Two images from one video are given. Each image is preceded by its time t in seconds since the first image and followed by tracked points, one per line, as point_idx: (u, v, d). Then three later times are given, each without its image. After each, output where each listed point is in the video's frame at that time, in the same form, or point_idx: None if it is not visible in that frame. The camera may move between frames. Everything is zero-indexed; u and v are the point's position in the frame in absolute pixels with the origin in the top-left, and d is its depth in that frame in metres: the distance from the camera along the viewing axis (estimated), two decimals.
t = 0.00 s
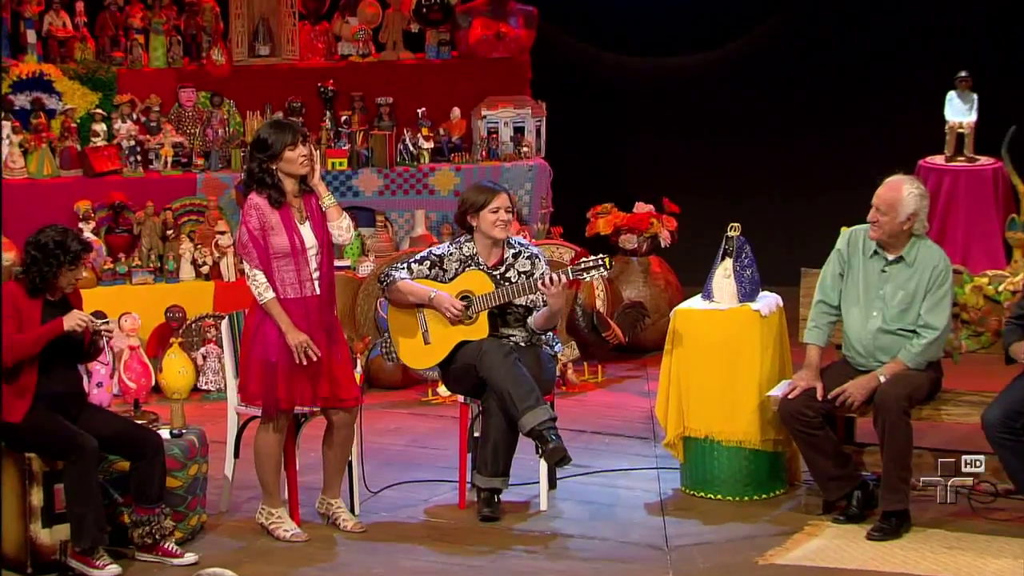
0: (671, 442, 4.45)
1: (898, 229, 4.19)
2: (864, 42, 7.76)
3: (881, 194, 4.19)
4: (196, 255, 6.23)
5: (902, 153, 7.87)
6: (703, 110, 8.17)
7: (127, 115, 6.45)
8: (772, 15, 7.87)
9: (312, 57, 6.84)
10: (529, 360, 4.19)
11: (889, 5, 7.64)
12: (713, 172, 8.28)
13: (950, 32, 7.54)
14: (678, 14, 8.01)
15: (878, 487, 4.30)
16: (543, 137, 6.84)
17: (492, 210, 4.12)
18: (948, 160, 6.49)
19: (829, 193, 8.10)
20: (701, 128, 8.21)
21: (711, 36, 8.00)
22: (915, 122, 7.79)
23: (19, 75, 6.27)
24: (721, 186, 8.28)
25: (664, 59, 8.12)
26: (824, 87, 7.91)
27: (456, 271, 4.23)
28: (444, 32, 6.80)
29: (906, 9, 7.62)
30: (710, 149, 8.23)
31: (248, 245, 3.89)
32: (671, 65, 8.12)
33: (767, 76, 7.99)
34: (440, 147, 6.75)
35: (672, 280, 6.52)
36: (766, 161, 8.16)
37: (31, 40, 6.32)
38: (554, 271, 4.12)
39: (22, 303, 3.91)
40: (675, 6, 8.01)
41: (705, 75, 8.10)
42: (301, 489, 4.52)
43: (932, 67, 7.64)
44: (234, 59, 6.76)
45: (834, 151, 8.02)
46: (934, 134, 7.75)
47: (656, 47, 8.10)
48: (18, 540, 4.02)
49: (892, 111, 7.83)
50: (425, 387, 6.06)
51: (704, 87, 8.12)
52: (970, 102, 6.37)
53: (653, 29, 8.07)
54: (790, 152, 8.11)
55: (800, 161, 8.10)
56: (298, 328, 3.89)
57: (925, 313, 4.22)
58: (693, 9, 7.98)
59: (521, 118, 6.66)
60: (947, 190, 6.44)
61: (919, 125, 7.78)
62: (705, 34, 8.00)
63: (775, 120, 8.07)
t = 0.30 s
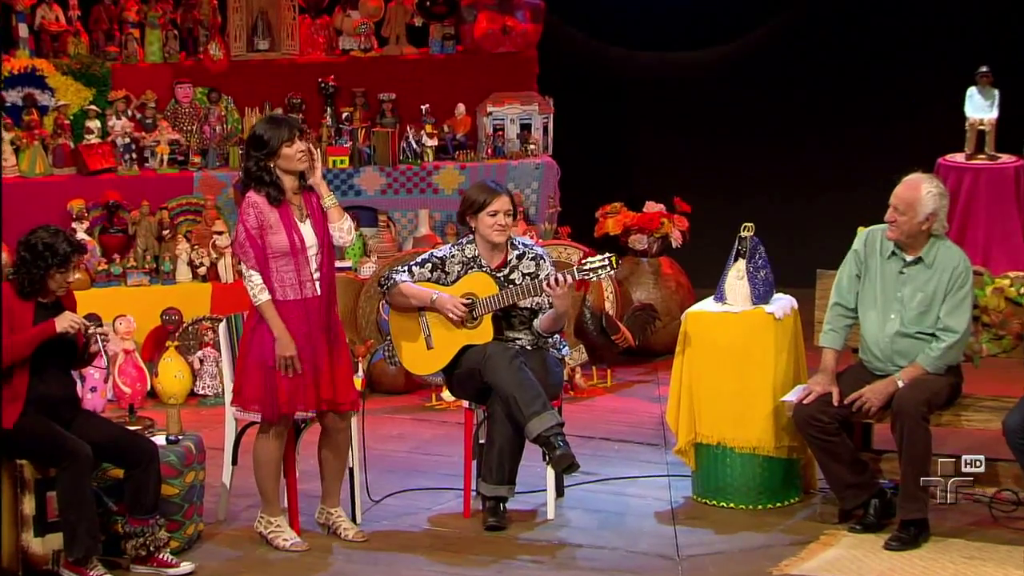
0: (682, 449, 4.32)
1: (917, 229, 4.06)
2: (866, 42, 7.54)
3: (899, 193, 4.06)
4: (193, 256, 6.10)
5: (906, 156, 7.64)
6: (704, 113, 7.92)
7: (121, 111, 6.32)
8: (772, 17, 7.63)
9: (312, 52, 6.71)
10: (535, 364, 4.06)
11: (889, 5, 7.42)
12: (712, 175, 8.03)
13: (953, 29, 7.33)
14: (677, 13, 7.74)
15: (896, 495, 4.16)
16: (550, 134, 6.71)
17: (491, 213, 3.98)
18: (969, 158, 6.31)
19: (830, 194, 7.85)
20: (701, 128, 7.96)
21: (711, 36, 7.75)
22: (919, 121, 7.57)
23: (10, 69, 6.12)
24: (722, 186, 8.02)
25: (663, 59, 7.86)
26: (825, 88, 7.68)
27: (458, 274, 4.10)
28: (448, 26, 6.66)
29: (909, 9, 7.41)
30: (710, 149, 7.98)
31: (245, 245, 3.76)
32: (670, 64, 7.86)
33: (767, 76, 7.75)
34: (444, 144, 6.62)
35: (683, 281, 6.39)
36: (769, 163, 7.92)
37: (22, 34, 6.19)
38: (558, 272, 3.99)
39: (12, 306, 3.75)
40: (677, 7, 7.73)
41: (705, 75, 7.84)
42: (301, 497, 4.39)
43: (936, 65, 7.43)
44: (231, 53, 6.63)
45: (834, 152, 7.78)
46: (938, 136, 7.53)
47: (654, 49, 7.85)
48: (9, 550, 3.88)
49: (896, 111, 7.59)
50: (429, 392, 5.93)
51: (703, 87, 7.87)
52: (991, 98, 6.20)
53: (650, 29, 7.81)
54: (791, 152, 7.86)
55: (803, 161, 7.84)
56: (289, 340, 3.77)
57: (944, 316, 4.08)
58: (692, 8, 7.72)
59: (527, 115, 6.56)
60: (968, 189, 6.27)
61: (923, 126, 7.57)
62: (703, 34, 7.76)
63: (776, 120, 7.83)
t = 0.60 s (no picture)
0: (695, 456, 4.20)
1: (936, 229, 3.93)
2: (869, 39, 7.39)
3: (917, 193, 3.94)
4: (189, 256, 5.98)
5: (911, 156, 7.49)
6: (702, 113, 7.76)
7: (116, 108, 6.21)
8: (771, 16, 7.46)
9: (313, 47, 6.59)
10: (542, 369, 3.94)
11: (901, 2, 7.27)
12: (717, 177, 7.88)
13: (958, 26, 7.19)
14: (683, 10, 7.57)
15: (915, 503, 4.03)
16: (559, 132, 6.59)
17: (498, 214, 3.86)
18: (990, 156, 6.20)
19: (842, 194, 7.70)
20: (707, 126, 7.79)
21: (712, 34, 7.58)
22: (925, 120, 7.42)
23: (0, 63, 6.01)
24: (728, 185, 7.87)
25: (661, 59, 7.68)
26: (825, 84, 7.53)
27: (464, 276, 3.98)
28: (453, 20, 6.56)
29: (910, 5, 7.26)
30: (708, 150, 7.83)
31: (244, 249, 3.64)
32: (675, 62, 7.67)
33: (765, 77, 7.59)
34: (448, 142, 6.50)
35: (695, 283, 6.27)
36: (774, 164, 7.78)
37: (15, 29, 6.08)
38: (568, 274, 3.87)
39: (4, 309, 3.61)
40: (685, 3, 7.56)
41: (712, 73, 7.67)
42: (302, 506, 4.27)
43: (940, 61, 7.29)
44: (229, 48, 6.52)
45: (842, 151, 7.62)
46: (944, 134, 7.38)
47: (651, 48, 7.67)
48: None
49: (901, 109, 7.45)
50: (433, 397, 5.80)
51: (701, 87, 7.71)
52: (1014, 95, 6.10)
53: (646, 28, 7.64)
54: (800, 152, 7.70)
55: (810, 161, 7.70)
56: (283, 352, 3.65)
57: (965, 319, 3.95)
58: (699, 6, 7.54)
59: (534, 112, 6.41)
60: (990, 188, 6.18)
61: (929, 124, 7.41)
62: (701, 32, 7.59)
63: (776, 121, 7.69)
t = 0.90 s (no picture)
0: (708, 463, 4.07)
1: (956, 229, 3.80)
2: (875, 38, 7.26)
3: (938, 191, 3.80)
4: (185, 257, 5.87)
5: (921, 156, 7.35)
6: (703, 111, 7.55)
7: (110, 104, 6.11)
8: (774, 16, 7.31)
9: (313, 41, 6.48)
10: (549, 375, 3.81)
11: None
12: (720, 177, 7.65)
13: (972, 23, 7.08)
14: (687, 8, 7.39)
15: (935, 512, 3.90)
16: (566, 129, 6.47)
17: (510, 215, 3.75)
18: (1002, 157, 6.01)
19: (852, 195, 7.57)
20: (713, 127, 7.58)
21: (718, 33, 7.40)
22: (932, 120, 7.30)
23: None
24: (732, 186, 7.66)
25: (657, 59, 7.48)
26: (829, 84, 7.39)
27: (473, 276, 3.87)
28: (458, 15, 6.43)
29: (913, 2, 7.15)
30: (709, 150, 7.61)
31: (238, 246, 3.53)
32: (681, 60, 7.46)
33: (769, 76, 7.43)
34: (452, 140, 6.39)
35: (707, 286, 6.15)
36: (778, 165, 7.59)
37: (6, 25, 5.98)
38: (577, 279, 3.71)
39: None
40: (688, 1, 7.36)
41: (716, 76, 7.47)
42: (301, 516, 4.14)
43: (948, 59, 7.18)
44: (227, 43, 6.42)
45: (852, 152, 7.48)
46: (957, 134, 7.25)
47: (651, 48, 7.48)
48: None
49: (911, 108, 7.32)
50: (437, 403, 5.68)
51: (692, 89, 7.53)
52: None
53: (640, 29, 7.46)
54: (808, 151, 7.53)
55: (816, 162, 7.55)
56: (270, 353, 3.53)
57: (986, 322, 3.82)
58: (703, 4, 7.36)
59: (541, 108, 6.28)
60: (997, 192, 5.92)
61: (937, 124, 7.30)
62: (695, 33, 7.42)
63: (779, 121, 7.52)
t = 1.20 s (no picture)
0: (721, 471, 3.95)
1: (979, 229, 3.67)
2: (890, 34, 7.15)
3: (960, 190, 3.67)
4: (184, 258, 5.77)
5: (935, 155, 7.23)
6: (715, 108, 7.43)
7: (106, 100, 6.02)
8: (787, 11, 7.19)
9: (316, 35, 6.36)
10: (560, 379, 3.68)
11: None
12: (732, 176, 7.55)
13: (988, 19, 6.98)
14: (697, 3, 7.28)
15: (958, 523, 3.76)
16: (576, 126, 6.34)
17: (526, 214, 3.62)
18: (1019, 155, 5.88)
19: (865, 194, 7.45)
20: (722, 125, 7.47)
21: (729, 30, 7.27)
22: (944, 119, 7.21)
23: None
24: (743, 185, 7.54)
25: (661, 57, 7.37)
26: (843, 81, 7.27)
27: (486, 276, 3.75)
28: (464, 9, 6.29)
29: None
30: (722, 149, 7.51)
31: (235, 248, 3.42)
32: (692, 58, 7.35)
33: (781, 73, 7.31)
34: (459, 138, 6.27)
35: (722, 287, 6.03)
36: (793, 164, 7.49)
37: None
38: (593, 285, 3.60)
39: None
40: None
41: (729, 73, 7.35)
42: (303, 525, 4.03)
43: (962, 55, 7.08)
44: (227, 36, 6.31)
45: (865, 150, 7.37)
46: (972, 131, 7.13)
47: (660, 45, 7.36)
48: None
49: (926, 105, 7.21)
50: (442, 408, 5.57)
51: (699, 89, 7.42)
52: None
53: (645, 26, 7.33)
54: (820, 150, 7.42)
55: (828, 160, 7.44)
56: (251, 359, 3.43)
57: (1011, 325, 3.70)
58: None
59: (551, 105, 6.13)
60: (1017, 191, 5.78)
61: (949, 124, 7.21)
62: (704, 30, 7.29)
63: (788, 120, 7.40)
